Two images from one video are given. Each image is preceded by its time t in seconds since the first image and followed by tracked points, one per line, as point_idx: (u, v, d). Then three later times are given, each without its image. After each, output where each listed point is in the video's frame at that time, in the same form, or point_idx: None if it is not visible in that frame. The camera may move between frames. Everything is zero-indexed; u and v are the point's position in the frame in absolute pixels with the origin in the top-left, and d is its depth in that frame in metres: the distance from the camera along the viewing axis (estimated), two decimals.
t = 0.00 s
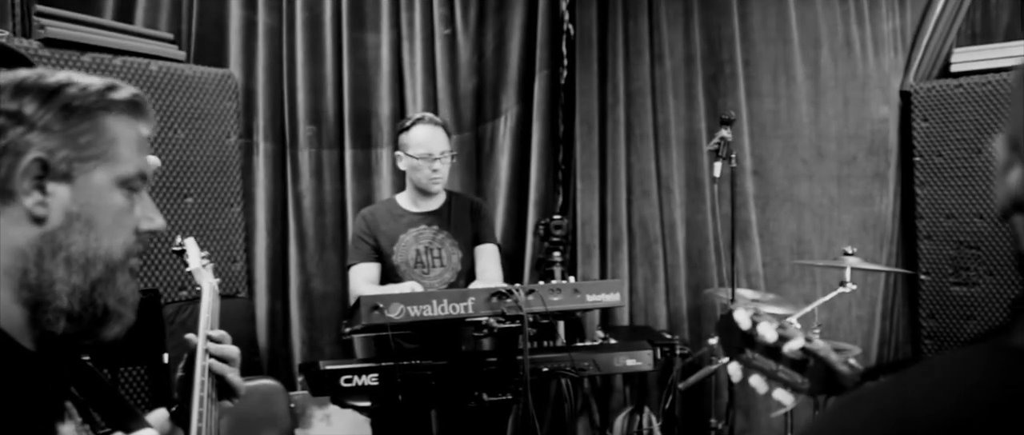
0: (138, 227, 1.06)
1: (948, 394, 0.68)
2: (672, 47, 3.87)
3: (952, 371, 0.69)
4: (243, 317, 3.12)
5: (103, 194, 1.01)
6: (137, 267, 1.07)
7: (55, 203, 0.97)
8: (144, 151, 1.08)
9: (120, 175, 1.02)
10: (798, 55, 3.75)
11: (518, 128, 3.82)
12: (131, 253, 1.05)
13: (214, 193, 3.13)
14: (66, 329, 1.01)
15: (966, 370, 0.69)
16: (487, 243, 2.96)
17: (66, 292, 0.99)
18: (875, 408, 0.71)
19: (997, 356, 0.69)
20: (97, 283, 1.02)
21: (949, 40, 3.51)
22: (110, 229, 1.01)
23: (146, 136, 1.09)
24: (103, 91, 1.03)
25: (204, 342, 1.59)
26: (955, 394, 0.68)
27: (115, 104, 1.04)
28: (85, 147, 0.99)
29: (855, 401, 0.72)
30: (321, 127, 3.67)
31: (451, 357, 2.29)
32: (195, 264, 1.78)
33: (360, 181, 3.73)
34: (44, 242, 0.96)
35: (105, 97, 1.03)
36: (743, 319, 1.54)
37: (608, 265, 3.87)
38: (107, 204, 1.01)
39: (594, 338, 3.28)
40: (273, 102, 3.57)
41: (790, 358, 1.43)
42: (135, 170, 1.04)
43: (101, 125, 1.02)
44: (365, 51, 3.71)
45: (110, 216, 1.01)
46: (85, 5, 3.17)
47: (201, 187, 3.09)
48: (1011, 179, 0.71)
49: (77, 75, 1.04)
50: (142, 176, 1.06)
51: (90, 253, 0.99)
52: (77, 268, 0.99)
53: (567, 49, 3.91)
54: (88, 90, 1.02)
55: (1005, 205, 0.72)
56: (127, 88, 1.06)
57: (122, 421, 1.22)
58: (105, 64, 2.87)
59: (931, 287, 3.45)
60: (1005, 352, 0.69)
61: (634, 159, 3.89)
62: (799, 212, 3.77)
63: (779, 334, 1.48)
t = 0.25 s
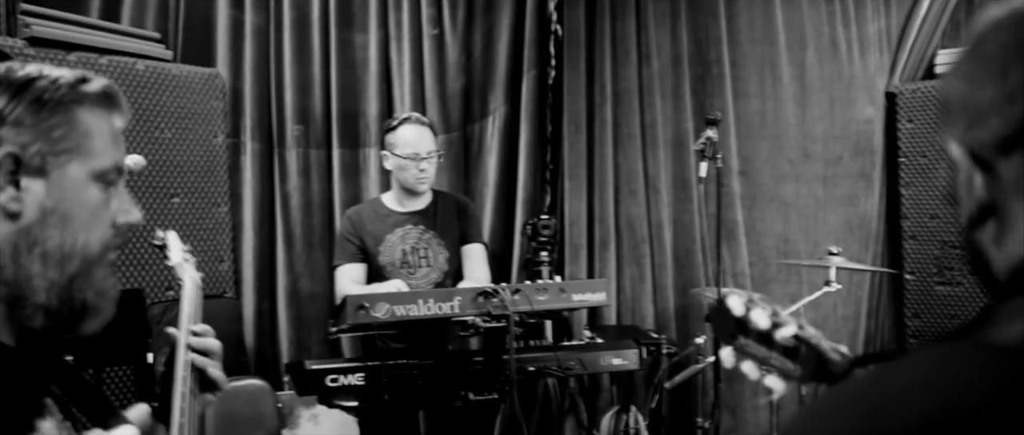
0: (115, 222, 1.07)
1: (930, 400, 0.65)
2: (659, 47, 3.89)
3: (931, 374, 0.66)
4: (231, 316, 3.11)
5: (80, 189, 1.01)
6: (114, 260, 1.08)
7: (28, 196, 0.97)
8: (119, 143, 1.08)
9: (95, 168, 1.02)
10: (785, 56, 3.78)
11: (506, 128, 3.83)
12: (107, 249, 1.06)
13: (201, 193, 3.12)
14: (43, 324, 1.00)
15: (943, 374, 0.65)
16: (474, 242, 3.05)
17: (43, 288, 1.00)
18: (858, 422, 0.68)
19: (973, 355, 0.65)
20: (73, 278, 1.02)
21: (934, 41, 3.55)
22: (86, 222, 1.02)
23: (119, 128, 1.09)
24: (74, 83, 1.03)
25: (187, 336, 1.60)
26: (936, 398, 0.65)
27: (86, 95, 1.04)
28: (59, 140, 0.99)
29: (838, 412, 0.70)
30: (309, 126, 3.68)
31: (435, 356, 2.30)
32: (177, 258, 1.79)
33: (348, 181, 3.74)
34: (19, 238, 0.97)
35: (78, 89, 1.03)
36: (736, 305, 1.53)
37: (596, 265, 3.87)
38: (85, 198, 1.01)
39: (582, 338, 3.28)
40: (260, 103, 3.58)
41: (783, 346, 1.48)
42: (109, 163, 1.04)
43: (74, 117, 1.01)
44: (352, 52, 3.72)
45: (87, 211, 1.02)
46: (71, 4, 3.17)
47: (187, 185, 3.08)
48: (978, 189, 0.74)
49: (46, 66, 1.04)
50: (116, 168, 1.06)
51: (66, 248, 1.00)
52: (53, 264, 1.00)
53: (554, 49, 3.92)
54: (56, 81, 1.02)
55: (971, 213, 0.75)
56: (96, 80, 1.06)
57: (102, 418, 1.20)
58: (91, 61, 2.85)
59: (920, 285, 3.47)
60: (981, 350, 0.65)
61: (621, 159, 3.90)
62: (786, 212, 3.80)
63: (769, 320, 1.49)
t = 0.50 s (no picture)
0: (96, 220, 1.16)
1: (902, 401, 0.63)
2: (645, 47, 3.90)
3: (901, 372, 0.65)
4: (217, 316, 3.10)
5: (63, 192, 1.08)
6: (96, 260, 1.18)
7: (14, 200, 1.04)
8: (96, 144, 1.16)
9: (76, 169, 1.11)
10: (770, 57, 3.80)
11: (493, 128, 3.83)
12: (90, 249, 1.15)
13: (186, 192, 3.11)
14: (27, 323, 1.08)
15: (915, 371, 0.64)
16: (459, 241, 3.16)
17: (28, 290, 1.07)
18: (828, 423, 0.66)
19: (940, 351, 0.64)
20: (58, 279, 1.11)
21: (917, 43, 3.55)
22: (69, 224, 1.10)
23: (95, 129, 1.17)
24: (50, 82, 1.10)
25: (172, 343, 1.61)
26: (907, 396, 0.63)
27: (65, 98, 1.11)
28: (39, 142, 1.07)
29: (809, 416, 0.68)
30: (296, 126, 3.68)
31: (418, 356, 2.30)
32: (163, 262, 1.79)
33: (335, 181, 3.75)
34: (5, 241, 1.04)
35: (54, 88, 1.10)
36: (708, 305, 1.50)
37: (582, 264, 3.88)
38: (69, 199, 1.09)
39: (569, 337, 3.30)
40: (246, 102, 3.57)
41: (756, 346, 1.45)
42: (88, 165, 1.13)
43: (55, 120, 1.09)
44: (339, 51, 3.73)
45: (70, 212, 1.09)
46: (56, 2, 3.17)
47: (172, 185, 3.07)
48: (965, 174, 0.72)
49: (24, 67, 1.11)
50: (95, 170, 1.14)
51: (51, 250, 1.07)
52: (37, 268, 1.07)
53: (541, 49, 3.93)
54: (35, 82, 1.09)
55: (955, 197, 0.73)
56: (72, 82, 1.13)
57: (81, 420, 1.25)
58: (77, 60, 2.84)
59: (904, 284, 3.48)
60: (948, 345, 0.64)
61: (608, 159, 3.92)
62: (771, 212, 3.82)
63: (745, 322, 1.47)
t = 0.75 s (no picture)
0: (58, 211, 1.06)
1: (864, 402, 0.65)
2: (630, 48, 3.91)
3: (865, 374, 0.66)
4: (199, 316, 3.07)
5: (20, 179, 1.00)
6: (61, 250, 1.09)
7: None
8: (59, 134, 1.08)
9: (33, 158, 1.02)
10: (754, 57, 3.83)
11: (478, 128, 3.82)
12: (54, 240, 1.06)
13: (169, 192, 3.09)
14: None
15: (880, 373, 0.65)
16: (444, 241, 3.15)
17: None
18: (795, 421, 0.68)
19: (903, 355, 0.65)
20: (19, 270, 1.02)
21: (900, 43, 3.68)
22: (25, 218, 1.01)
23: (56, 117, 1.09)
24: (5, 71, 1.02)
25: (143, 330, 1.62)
26: (871, 400, 0.65)
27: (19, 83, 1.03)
28: None
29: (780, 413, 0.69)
30: (280, 126, 3.67)
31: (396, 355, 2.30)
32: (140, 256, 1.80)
33: (320, 181, 3.73)
34: None
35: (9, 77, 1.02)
36: (680, 306, 1.29)
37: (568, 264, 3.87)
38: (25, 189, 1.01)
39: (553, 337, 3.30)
40: (230, 102, 3.57)
41: (727, 347, 1.23)
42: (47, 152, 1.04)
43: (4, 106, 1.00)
44: (324, 51, 3.72)
45: (28, 201, 1.01)
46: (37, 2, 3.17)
47: (155, 185, 3.05)
48: (932, 160, 0.73)
49: None
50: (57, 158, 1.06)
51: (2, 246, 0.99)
52: None
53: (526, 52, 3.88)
54: None
55: (919, 179, 0.74)
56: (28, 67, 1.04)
57: (54, 417, 1.21)
58: (56, 58, 2.81)
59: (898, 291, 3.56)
60: (908, 347, 0.65)
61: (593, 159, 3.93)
62: (755, 212, 3.84)
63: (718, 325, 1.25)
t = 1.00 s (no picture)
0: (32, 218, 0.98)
1: (825, 391, 0.59)
2: (614, 47, 3.92)
3: (821, 364, 0.60)
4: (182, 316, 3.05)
5: None
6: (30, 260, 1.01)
7: None
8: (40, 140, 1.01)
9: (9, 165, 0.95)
10: (738, 57, 3.86)
11: (462, 127, 3.81)
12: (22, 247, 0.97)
13: (150, 190, 3.07)
14: None
15: (842, 365, 0.59)
16: (427, 240, 3.18)
17: None
18: (756, 413, 0.61)
19: (865, 345, 0.59)
20: None
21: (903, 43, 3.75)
22: None
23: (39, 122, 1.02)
24: None
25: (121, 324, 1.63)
26: (832, 390, 0.59)
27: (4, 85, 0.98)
28: None
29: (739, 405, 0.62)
30: (263, 124, 3.66)
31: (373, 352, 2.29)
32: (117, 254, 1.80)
33: (304, 179, 3.72)
34: None
35: None
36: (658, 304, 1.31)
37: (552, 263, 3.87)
38: None
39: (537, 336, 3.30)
40: (213, 101, 3.56)
41: (703, 345, 1.24)
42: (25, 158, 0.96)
43: None
44: (307, 49, 3.71)
45: None
46: None
47: (135, 183, 3.03)
48: (877, 165, 0.67)
49: None
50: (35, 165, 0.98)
51: None
52: None
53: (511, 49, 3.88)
54: None
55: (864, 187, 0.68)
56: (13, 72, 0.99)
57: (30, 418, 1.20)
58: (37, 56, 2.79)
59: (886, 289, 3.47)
60: (871, 337, 0.59)
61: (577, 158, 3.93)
62: (739, 210, 3.86)
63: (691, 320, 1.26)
